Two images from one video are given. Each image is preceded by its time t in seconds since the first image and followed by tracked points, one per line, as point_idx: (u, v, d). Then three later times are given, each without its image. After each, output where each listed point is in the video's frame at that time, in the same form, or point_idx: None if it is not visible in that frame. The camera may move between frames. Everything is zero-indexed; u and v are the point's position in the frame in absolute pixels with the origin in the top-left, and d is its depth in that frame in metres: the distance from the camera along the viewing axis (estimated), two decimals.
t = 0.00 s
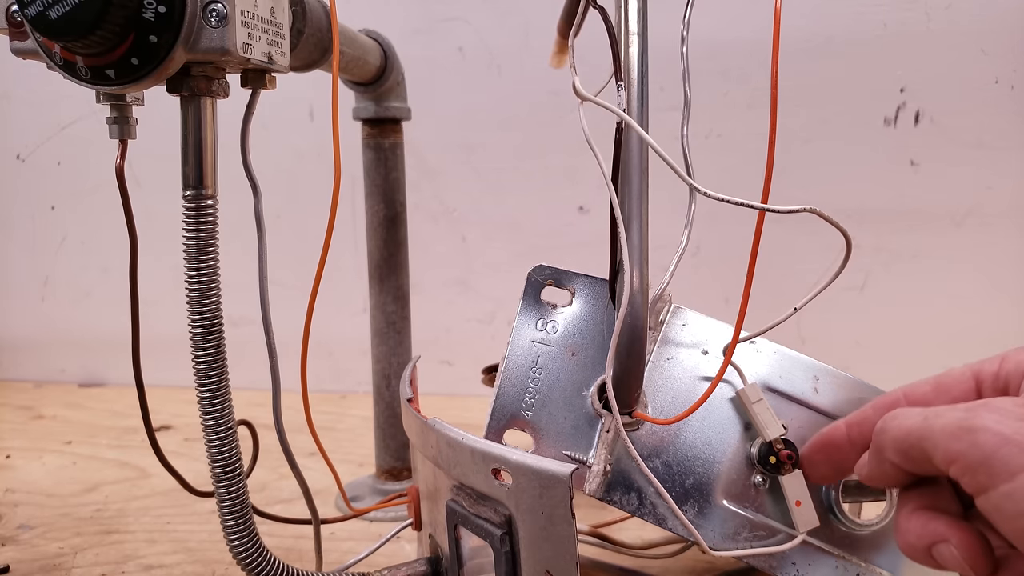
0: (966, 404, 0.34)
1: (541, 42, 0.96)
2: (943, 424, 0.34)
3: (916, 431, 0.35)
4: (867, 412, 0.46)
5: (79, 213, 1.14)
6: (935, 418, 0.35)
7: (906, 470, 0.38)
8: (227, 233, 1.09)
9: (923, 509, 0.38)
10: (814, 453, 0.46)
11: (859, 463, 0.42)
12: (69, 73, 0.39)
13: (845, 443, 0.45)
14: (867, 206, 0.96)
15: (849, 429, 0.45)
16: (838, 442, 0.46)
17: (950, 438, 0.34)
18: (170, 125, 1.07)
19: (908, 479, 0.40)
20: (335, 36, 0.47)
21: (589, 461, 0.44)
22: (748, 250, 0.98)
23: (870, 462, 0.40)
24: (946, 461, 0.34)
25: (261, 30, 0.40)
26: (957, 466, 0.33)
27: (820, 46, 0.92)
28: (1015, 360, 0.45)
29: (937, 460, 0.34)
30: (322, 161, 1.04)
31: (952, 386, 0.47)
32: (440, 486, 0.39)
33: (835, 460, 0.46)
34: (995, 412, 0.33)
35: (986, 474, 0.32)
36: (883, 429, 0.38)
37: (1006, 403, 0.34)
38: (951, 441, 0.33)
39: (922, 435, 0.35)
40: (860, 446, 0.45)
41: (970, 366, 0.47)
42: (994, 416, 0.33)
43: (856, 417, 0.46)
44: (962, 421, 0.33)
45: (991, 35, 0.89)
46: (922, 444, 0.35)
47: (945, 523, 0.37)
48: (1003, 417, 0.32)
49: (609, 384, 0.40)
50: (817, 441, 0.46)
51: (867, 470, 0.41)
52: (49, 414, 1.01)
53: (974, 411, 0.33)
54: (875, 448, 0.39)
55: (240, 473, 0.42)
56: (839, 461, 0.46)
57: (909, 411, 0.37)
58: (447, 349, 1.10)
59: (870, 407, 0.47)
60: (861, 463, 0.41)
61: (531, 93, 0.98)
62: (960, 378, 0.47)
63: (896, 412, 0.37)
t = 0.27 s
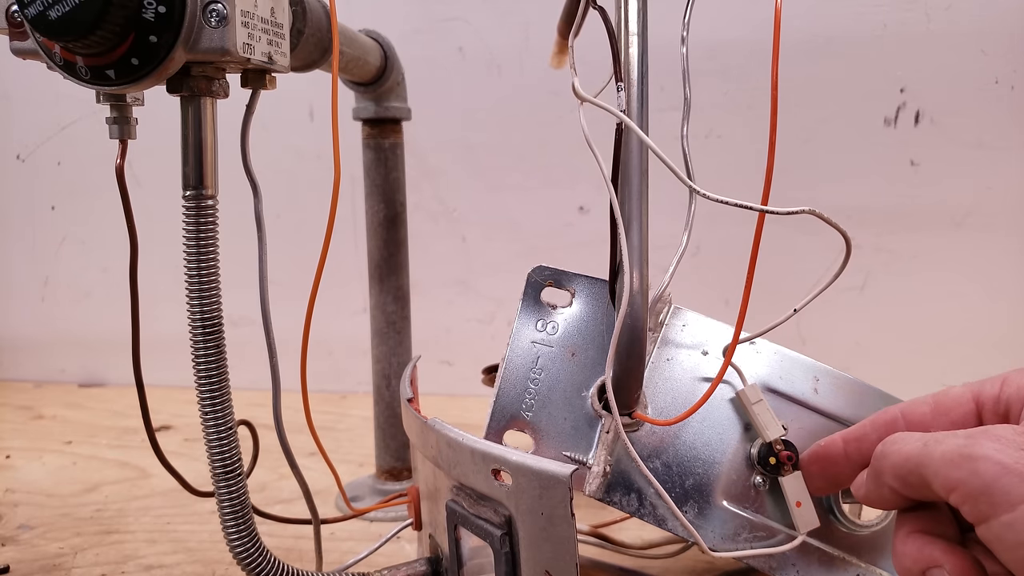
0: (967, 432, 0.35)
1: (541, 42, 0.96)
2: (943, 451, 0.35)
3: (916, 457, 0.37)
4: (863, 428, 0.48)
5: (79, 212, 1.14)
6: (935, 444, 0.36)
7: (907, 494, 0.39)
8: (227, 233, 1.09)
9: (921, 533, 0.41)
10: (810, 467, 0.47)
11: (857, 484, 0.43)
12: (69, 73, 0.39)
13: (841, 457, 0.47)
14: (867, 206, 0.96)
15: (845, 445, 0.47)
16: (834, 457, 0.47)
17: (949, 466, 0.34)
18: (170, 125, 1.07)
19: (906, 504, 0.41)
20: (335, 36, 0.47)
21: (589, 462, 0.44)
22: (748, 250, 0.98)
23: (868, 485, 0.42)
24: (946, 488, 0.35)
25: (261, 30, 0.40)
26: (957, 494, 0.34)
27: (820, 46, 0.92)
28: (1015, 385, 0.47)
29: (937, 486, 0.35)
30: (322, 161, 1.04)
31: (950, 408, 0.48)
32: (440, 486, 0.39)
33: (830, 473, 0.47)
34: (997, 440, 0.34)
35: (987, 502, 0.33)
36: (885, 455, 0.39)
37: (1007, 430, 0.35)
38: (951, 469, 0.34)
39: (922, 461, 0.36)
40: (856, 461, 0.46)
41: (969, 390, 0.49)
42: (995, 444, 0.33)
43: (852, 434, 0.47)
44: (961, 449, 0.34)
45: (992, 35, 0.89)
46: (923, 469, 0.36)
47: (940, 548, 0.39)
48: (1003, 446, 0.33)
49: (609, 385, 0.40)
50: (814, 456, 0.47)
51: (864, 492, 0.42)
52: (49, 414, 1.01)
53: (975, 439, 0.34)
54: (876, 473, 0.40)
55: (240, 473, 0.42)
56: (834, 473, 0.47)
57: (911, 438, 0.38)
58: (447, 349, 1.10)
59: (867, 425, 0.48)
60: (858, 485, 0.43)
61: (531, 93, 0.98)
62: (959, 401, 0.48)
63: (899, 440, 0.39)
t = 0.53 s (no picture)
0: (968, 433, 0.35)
1: (541, 41, 0.96)
2: (946, 454, 0.35)
3: (920, 461, 0.37)
4: (861, 429, 0.48)
5: (79, 212, 1.14)
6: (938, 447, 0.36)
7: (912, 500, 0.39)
8: (227, 233, 1.09)
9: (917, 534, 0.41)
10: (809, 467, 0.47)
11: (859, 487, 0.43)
12: (69, 73, 0.39)
13: (839, 456, 0.47)
14: (867, 206, 0.96)
15: (843, 444, 0.47)
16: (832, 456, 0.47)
17: (952, 469, 0.35)
18: (169, 125, 1.07)
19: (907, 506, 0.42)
20: (335, 36, 0.47)
21: (589, 462, 0.44)
22: (748, 250, 0.98)
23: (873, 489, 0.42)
24: (951, 491, 0.35)
25: (261, 30, 0.40)
26: (962, 495, 0.34)
27: (820, 46, 0.92)
28: (1014, 386, 0.46)
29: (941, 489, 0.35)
30: (322, 161, 1.04)
31: (948, 407, 0.48)
32: (440, 486, 0.39)
33: (829, 473, 0.47)
34: (998, 440, 0.34)
35: (991, 502, 0.33)
36: (889, 460, 0.39)
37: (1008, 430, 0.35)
38: (954, 471, 0.34)
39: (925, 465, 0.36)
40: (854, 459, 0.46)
41: (968, 389, 0.48)
42: (996, 443, 0.34)
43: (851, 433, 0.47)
44: (963, 450, 0.34)
45: (992, 35, 0.89)
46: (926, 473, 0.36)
47: (935, 547, 0.39)
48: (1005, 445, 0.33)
49: (609, 385, 0.40)
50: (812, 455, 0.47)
51: (867, 494, 0.42)
52: (49, 414, 1.01)
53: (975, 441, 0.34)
54: (880, 476, 0.41)
55: (240, 473, 0.42)
56: (832, 473, 0.47)
57: (913, 441, 0.38)
58: (447, 349, 1.10)
59: (866, 425, 0.48)
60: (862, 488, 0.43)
61: (531, 93, 0.98)
62: (957, 401, 0.48)
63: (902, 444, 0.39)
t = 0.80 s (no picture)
0: (949, 470, 0.34)
1: (541, 41, 0.96)
2: (929, 505, 0.34)
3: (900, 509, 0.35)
4: (877, 384, 0.51)
5: (79, 212, 1.14)
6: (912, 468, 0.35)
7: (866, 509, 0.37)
8: (227, 233, 1.09)
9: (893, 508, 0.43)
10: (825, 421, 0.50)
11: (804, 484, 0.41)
12: (69, 73, 0.39)
13: (853, 412, 0.50)
14: (867, 206, 0.96)
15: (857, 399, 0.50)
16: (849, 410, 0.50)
17: (942, 520, 0.34)
18: (169, 125, 1.07)
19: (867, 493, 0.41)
20: (335, 36, 0.47)
21: (589, 462, 0.44)
22: (747, 250, 0.98)
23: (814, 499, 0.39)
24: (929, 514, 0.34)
25: (261, 30, 0.40)
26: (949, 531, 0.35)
27: (819, 46, 0.92)
28: None
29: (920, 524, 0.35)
30: (322, 161, 1.04)
31: (962, 366, 0.51)
32: (440, 486, 0.39)
33: (847, 428, 0.50)
34: (989, 486, 0.33)
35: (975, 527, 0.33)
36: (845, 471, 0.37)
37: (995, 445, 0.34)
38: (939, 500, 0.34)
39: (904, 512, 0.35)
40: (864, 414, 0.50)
41: (982, 349, 0.50)
42: (986, 494, 0.33)
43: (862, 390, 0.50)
44: (945, 500, 0.34)
45: (991, 35, 0.89)
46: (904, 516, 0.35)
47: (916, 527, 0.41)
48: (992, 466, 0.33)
49: (609, 385, 0.40)
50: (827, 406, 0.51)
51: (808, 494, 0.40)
52: (49, 414, 1.01)
53: (965, 488, 0.33)
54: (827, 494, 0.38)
55: (240, 473, 0.42)
56: (846, 428, 0.50)
57: (878, 468, 0.36)
58: (447, 349, 1.10)
59: (881, 380, 0.52)
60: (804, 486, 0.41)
61: (531, 93, 0.98)
62: (970, 361, 0.50)
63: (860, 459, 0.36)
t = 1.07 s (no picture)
0: (908, 482, 0.32)
1: (541, 42, 0.96)
2: (891, 515, 0.32)
3: (860, 513, 0.33)
4: (839, 390, 0.47)
5: (79, 212, 1.14)
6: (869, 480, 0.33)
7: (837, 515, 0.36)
8: (227, 233, 1.09)
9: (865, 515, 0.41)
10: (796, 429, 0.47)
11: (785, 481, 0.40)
12: (69, 73, 0.39)
13: (821, 417, 0.47)
14: (867, 206, 0.96)
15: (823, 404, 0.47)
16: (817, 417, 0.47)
17: (904, 530, 0.32)
18: (169, 125, 1.07)
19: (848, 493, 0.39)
20: (335, 36, 0.47)
21: (589, 463, 0.44)
22: (748, 250, 0.98)
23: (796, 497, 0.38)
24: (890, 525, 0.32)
25: (261, 30, 0.40)
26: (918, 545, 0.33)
27: (820, 46, 0.92)
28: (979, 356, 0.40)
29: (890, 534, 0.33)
30: (322, 161, 1.04)
31: (918, 369, 0.45)
32: (440, 486, 0.39)
33: (818, 433, 0.48)
34: (949, 501, 0.31)
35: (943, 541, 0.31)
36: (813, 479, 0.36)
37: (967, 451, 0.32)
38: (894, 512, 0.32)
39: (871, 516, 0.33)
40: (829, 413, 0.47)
41: (938, 350, 0.44)
42: (946, 511, 0.31)
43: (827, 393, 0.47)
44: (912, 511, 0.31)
45: (992, 35, 0.89)
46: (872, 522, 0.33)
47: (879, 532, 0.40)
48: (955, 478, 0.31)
49: (609, 386, 0.40)
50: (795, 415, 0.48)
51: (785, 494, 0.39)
52: (49, 414, 1.01)
53: (923, 502, 0.31)
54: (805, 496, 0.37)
55: (240, 473, 0.42)
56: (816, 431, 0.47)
57: (842, 481, 0.34)
58: (447, 349, 1.10)
59: (842, 386, 0.47)
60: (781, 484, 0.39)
61: (531, 93, 0.98)
62: (925, 363, 0.44)
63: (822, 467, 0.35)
